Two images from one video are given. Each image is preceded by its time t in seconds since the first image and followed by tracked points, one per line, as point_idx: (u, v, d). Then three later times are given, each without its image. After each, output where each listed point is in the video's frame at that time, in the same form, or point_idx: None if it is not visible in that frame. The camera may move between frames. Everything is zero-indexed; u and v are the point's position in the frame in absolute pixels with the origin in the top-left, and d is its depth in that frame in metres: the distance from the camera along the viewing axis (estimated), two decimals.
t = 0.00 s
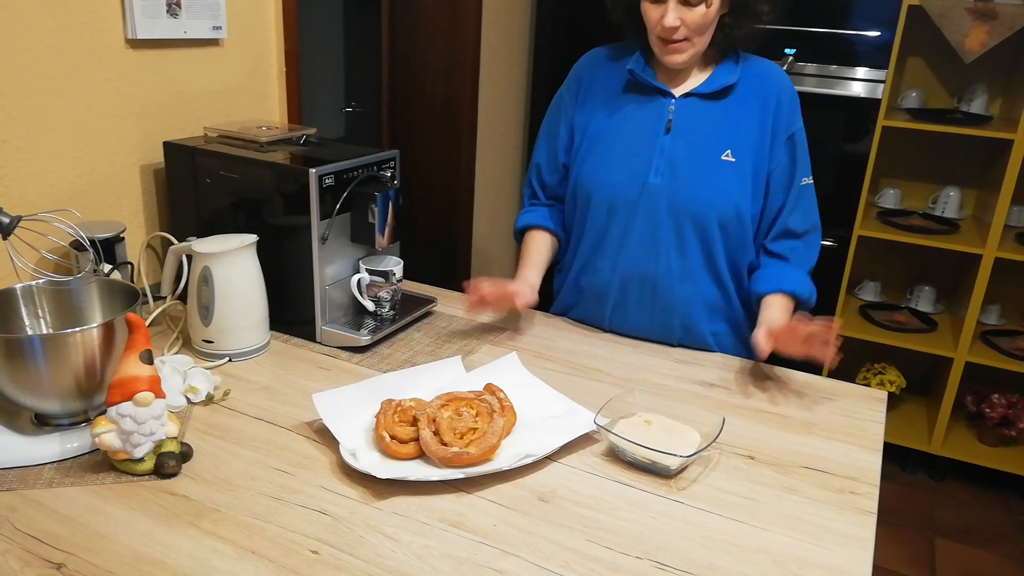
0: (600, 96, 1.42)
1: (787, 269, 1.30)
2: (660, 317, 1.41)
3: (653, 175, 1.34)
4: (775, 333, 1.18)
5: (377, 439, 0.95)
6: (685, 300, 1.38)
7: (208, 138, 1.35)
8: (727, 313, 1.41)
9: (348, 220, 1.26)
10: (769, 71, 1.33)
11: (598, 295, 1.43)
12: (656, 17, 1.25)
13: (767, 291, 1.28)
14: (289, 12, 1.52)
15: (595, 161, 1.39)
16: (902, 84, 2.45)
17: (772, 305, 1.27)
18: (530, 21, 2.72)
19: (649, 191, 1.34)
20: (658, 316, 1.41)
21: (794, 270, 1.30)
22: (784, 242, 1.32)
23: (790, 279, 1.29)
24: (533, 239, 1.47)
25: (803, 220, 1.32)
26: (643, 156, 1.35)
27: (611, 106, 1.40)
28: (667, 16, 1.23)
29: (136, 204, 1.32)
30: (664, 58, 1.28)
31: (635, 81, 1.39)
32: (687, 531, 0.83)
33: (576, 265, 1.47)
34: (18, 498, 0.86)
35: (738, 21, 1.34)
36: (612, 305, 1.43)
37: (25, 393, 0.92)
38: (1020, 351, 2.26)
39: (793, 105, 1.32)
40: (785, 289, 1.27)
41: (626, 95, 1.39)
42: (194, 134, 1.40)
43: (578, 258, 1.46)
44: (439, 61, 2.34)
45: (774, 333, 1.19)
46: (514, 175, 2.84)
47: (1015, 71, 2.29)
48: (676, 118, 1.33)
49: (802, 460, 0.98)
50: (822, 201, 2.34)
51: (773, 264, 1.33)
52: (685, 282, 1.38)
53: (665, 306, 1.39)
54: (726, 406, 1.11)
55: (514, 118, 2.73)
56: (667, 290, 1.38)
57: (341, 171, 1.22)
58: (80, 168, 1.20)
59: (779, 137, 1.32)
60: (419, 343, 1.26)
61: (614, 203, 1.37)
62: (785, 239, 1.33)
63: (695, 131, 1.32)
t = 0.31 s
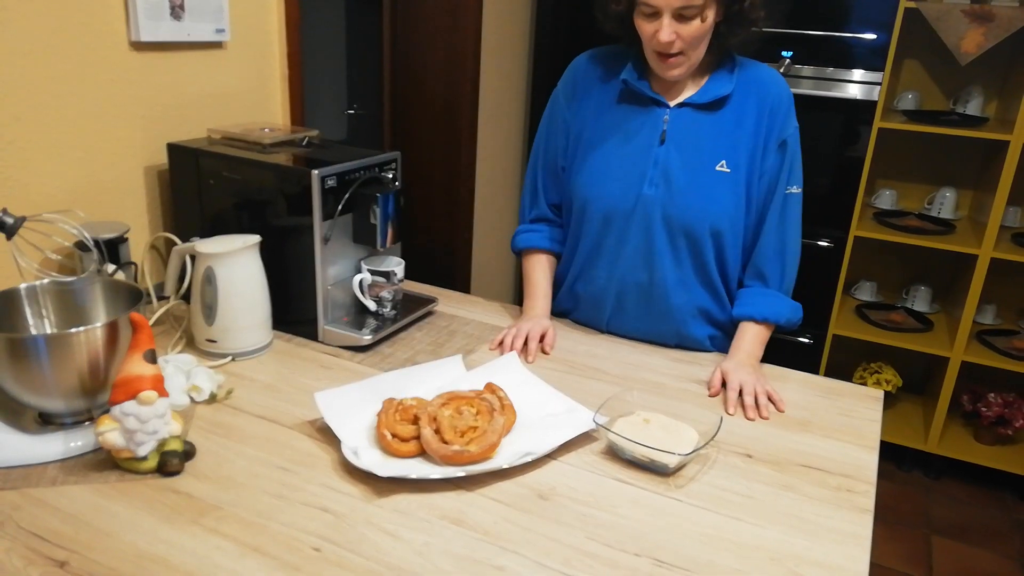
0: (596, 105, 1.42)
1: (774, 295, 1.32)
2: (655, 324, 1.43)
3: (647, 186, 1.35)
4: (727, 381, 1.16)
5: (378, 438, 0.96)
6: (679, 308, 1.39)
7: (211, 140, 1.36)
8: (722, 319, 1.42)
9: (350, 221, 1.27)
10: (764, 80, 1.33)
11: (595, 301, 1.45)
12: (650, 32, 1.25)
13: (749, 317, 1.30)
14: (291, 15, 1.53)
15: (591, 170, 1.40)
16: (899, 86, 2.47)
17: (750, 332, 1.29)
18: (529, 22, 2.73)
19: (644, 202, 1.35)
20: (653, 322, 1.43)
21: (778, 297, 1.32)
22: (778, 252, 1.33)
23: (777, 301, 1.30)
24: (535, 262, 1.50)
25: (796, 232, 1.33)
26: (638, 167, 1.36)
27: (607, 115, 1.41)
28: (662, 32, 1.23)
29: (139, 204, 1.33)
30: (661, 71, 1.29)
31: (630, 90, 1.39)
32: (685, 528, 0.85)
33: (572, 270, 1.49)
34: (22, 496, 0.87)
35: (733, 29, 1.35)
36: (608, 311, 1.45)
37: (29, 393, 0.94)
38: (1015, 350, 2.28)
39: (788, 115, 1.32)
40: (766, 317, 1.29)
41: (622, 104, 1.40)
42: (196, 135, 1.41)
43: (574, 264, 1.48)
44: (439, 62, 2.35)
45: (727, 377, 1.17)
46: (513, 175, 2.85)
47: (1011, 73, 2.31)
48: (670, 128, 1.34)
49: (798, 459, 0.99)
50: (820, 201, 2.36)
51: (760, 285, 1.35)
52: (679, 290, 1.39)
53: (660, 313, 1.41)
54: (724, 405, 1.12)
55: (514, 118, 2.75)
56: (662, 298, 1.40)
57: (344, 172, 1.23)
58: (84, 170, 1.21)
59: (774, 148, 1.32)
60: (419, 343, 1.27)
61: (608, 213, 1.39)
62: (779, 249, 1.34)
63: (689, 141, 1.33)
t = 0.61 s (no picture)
0: (596, 105, 1.42)
1: (773, 297, 1.32)
2: (654, 325, 1.43)
3: (646, 187, 1.35)
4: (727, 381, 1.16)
5: (378, 438, 0.96)
6: (679, 309, 1.39)
7: (211, 140, 1.36)
8: (721, 319, 1.42)
9: (350, 221, 1.27)
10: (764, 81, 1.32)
11: (594, 302, 1.45)
12: (650, 34, 1.25)
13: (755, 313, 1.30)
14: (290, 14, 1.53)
15: (590, 171, 1.40)
16: (899, 86, 2.47)
17: (752, 332, 1.29)
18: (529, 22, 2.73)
19: (642, 203, 1.35)
20: (652, 323, 1.43)
21: (778, 298, 1.32)
22: (778, 253, 1.33)
23: (776, 302, 1.30)
24: (536, 262, 1.50)
25: (795, 233, 1.33)
26: (637, 167, 1.36)
27: (606, 116, 1.41)
28: (662, 33, 1.23)
29: (139, 204, 1.33)
30: (661, 73, 1.29)
31: (630, 91, 1.39)
32: (685, 528, 0.85)
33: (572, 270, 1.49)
34: (22, 496, 0.86)
35: (733, 30, 1.34)
36: (607, 312, 1.45)
37: (29, 392, 0.94)
38: (1016, 350, 2.27)
39: (788, 118, 1.31)
40: (767, 318, 1.29)
41: (621, 105, 1.40)
42: (196, 135, 1.41)
43: (574, 265, 1.48)
44: (439, 62, 2.35)
45: (727, 377, 1.17)
46: (513, 175, 2.85)
47: (1011, 73, 2.31)
48: (669, 130, 1.34)
49: (798, 459, 0.99)
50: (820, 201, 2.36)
51: (760, 286, 1.35)
52: (679, 291, 1.39)
53: (659, 314, 1.41)
54: (724, 405, 1.12)
55: (513, 118, 2.74)
56: (661, 299, 1.40)
57: (344, 172, 1.23)
58: (83, 169, 1.21)
59: (773, 149, 1.32)
60: (419, 343, 1.27)
61: (608, 214, 1.39)
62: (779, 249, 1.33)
63: (688, 142, 1.33)
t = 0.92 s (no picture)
0: (600, 101, 1.43)
1: (773, 294, 1.32)
2: (655, 321, 1.43)
3: (650, 181, 1.35)
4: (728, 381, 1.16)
5: (378, 438, 0.96)
6: (680, 305, 1.40)
7: (211, 140, 1.36)
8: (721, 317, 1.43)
9: (350, 221, 1.27)
10: (767, 78, 1.33)
11: (595, 298, 1.45)
12: (651, 24, 1.26)
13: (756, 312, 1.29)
14: (291, 14, 1.53)
15: (594, 166, 1.41)
16: (899, 86, 2.46)
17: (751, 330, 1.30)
18: (529, 22, 2.73)
19: (646, 197, 1.35)
20: (653, 320, 1.43)
21: (779, 295, 1.32)
22: (779, 250, 1.33)
23: (779, 300, 1.30)
24: (537, 261, 1.50)
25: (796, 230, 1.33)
26: (640, 162, 1.36)
27: (610, 111, 1.41)
28: (661, 22, 1.24)
29: (139, 204, 1.33)
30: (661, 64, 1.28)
31: (634, 87, 1.39)
32: (685, 528, 0.85)
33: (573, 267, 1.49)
34: (23, 496, 0.87)
35: (734, 26, 1.35)
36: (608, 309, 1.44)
37: (29, 393, 0.94)
38: (1016, 350, 2.28)
39: (791, 114, 1.32)
40: (770, 316, 1.29)
41: (625, 100, 1.40)
42: (197, 135, 1.41)
43: (575, 261, 1.48)
44: (439, 62, 2.35)
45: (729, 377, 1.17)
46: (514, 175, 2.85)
47: (1011, 73, 2.31)
48: (673, 125, 1.34)
49: (798, 459, 0.99)
50: (820, 201, 2.36)
51: (761, 284, 1.35)
52: (680, 287, 1.39)
53: (660, 310, 1.41)
54: (724, 405, 1.12)
55: (513, 119, 2.74)
56: (663, 295, 1.40)
57: (344, 172, 1.23)
58: (84, 170, 1.21)
59: (775, 146, 1.32)
60: (419, 343, 1.27)
61: (611, 209, 1.39)
62: (779, 244, 1.33)
63: (692, 138, 1.33)
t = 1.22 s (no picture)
0: (607, 97, 1.44)
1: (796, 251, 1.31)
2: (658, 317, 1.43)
3: (656, 174, 1.36)
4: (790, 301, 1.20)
5: (378, 438, 0.96)
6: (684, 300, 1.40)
7: (211, 140, 1.36)
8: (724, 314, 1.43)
9: (350, 221, 1.27)
10: (773, 75, 1.35)
11: (599, 293, 1.45)
12: (651, 16, 1.28)
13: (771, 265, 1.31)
14: (291, 14, 1.53)
15: (601, 159, 1.42)
16: (900, 86, 2.46)
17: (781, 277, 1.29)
18: (529, 22, 2.72)
19: (652, 190, 1.36)
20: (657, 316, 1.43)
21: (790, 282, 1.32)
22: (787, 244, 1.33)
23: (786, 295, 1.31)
24: (536, 233, 1.47)
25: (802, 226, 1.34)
26: (647, 156, 1.37)
27: (617, 107, 1.42)
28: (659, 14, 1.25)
29: (139, 204, 1.33)
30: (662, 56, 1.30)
31: (641, 82, 1.41)
32: (685, 528, 0.85)
33: (577, 262, 1.49)
34: (23, 496, 0.87)
35: (735, 17, 1.35)
36: (611, 304, 1.45)
37: (29, 392, 0.93)
38: (1016, 350, 2.28)
39: (798, 111, 1.34)
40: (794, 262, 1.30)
41: (632, 95, 1.41)
42: (196, 135, 1.41)
43: (580, 256, 1.48)
44: (439, 62, 2.35)
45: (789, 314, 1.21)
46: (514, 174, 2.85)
47: (1011, 73, 2.31)
48: (680, 119, 1.36)
49: (798, 459, 0.99)
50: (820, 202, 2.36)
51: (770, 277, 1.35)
52: (684, 282, 1.40)
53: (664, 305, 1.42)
54: (724, 405, 1.12)
55: (513, 119, 2.74)
56: (667, 290, 1.40)
57: (344, 172, 1.23)
58: (83, 170, 1.21)
59: (785, 144, 1.34)
60: (419, 343, 1.27)
61: (617, 202, 1.40)
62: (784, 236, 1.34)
63: (698, 132, 1.35)
